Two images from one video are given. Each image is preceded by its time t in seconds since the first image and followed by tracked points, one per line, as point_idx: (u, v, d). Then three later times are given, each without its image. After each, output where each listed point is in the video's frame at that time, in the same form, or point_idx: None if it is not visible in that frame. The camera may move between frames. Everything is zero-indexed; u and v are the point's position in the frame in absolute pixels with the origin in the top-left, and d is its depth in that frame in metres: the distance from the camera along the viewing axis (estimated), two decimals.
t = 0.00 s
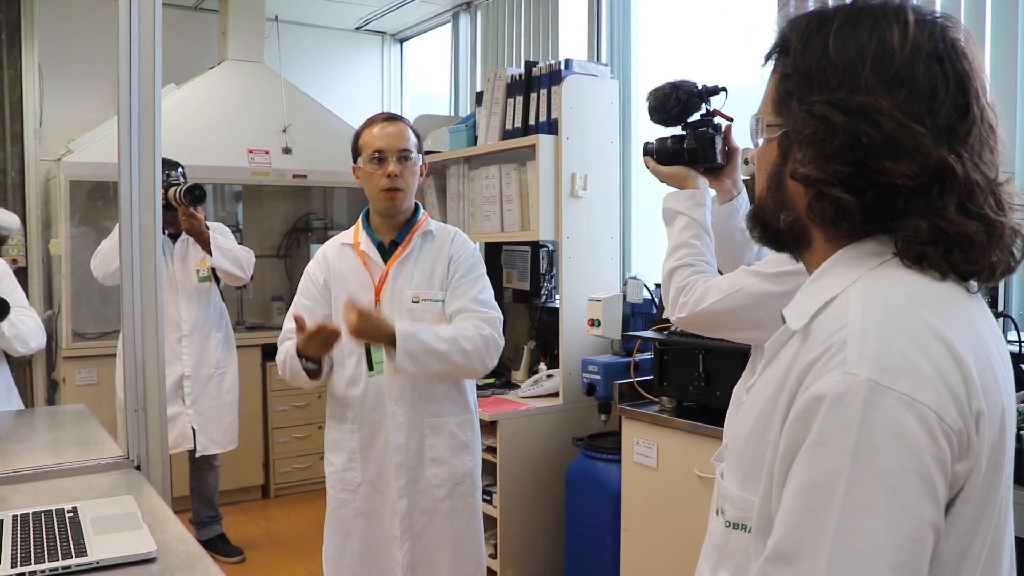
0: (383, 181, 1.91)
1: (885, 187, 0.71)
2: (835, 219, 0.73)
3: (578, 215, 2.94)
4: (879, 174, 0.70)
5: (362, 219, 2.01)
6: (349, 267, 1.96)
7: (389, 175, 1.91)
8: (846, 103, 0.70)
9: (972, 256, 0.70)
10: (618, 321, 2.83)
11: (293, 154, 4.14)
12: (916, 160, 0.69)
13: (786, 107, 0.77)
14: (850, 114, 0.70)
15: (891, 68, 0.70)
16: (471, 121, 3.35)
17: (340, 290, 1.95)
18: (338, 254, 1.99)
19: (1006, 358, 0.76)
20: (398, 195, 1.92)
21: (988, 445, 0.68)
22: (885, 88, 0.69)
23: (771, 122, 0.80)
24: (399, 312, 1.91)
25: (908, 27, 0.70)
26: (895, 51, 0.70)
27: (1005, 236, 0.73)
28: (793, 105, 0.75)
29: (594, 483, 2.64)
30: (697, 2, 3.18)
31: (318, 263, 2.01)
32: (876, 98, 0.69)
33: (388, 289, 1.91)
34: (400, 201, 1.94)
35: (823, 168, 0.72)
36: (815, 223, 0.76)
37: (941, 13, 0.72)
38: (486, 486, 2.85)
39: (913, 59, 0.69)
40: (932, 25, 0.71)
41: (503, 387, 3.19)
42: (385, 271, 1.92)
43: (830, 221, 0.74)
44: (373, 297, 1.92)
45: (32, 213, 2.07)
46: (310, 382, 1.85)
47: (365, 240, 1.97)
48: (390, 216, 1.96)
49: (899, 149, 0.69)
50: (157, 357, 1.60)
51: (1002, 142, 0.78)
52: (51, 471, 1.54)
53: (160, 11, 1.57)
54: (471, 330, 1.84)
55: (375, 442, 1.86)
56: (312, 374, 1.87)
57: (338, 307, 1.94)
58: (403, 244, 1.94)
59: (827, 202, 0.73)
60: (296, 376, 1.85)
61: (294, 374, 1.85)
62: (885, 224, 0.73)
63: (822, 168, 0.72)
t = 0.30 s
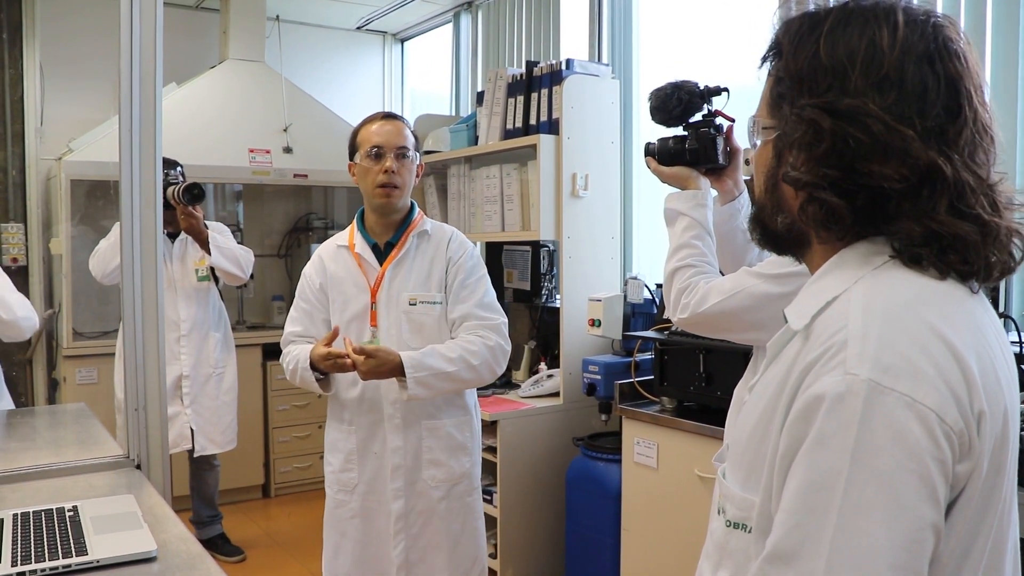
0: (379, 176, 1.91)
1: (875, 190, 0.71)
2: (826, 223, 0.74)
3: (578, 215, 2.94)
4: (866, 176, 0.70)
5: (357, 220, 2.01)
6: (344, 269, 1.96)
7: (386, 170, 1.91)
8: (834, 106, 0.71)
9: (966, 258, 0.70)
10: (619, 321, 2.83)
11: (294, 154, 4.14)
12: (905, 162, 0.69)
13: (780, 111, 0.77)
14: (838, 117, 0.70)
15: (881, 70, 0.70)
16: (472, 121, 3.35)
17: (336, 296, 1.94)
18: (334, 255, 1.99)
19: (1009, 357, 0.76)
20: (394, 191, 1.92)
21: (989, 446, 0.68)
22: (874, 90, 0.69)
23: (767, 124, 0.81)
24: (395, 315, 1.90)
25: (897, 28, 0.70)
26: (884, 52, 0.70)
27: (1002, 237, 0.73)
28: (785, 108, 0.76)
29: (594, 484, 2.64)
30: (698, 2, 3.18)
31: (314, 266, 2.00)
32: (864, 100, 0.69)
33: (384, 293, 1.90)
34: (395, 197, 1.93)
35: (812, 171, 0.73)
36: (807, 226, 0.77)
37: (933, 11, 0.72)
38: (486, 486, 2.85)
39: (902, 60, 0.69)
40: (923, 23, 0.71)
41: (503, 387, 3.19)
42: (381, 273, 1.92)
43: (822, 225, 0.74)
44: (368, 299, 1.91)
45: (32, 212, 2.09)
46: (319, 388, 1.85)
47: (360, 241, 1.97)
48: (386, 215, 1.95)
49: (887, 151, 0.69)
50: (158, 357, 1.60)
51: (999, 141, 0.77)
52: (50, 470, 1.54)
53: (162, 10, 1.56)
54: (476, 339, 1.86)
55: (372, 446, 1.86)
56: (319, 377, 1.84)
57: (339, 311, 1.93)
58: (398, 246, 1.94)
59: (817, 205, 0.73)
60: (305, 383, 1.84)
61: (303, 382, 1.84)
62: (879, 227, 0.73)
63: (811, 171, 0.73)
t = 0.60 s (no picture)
0: (381, 176, 1.91)
1: (868, 194, 0.71)
2: (819, 224, 0.74)
3: (579, 215, 2.94)
4: (858, 181, 0.71)
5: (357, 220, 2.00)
6: (344, 270, 1.95)
7: (388, 171, 1.90)
8: (829, 108, 0.71)
9: (964, 260, 0.70)
10: (620, 320, 2.83)
11: (294, 154, 4.14)
12: (899, 167, 0.69)
13: (778, 108, 0.77)
14: (831, 120, 0.71)
15: (877, 72, 0.69)
16: (472, 121, 3.35)
17: (337, 295, 1.94)
18: (334, 255, 1.98)
19: (1010, 353, 0.76)
20: (395, 191, 1.92)
21: (989, 444, 0.68)
22: (869, 92, 0.69)
23: (766, 119, 0.81)
24: (396, 315, 1.90)
25: (897, 27, 0.70)
26: (882, 52, 0.69)
27: (1000, 241, 0.73)
28: (782, 106, 0.76)
29: (595, 483, 2.64)
30: (698, 2, 3.18)
31: (314, 266, 1.99)
32: (858, 104, 0.69)
33: (385, 293, 1.90)
34: (396, 198, 1.93)
35: (806, 172, 0.73)
36: (801, 226, 0.77)
37: (935, 11, 0.71)
38: (487, 486, 2.85)
39: (900, 62, 0.69)
40: (924, 23, 0.70)
41: (504, 386, 3.19)
42: (382, 273, 1.92)
43: (815, 226, 0.75)
44: (369, 299, 1.91)
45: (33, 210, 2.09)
46: (322, 388, 1.84)
47: (360, 241, 1.97)
48: (386, 215, 1.95)
49: (880, 155, 0.69)
50: (159, 357, 1.60)
51: (1000, 143, 0.77)
52: (51, 471, 1.54)
53: (162, 11, 1.56)
54: (479, 340, 1.86)
55: (373, 446, 1.86)
56: (324, 374, 1.84)
57: (339, 311, 1.93)
58: (399, 246, 1.94)
59: (809, 207, 0.74)
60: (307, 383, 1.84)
61: (306, 383, 1.83)
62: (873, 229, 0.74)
63: (804, 173, 0.73)
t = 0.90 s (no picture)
0: (384, 176, 1.90)
1: (867, 189, 0.71)
2: (819, 218, 0.75)
3: (579, 215, 2.94)
4: (858, 175, 0.71)
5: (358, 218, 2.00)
6: (345, 270, 1.95)
7: (391, 170, 1.90)
8: (831, 102, 0.71)
9: (964, 259, 0.71)
10: (620, 320, 2.83)
11: (295, 153, 4.14)
12: (899, 162, 0.69)
13: (780, 102, 0.77)
14: (833, 113, 0.71)
15: (881, 67, 0.69)
16: (473, 121, 3.35)
17: (338, 295, 1.93)
18: (335, 255, 1.97)
19: (1012, 352, 0.76)
20: (398, 191, 1.92)
21: (996, 443, 0.68)
22: (872, 87, 0.69)
23: (768, 113, 0.81)
24: (398, 315, 1.90)
25: (901, 24, 0.70)
26: (886, 48, 0.69)
27: (1001, 239, 0.72)
28: (784, 100, 0.76)
29: (595, 484, 2.64)
30: (699, 2, 3.18)
31: (314, 265, 1.98)
32: (860, 98, 0.69)
33: (388, 293, 1.90)
34: (399, 198, 1.93)
35: (807, 165, 0.73)
36: (801, 220, 0.77)
37: (941, 9, 0.71)
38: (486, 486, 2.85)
39: (903, 58, 0.69)
40: (930, 21, 0.70)
41: (504, 386, 3.19)
42: (384, 273, 1.92)
43: (815, 219, 0.75)
44: (371, 299, 1.91)
45: (33, 210, 2.12)
46: (324, 387, 1.83)
47: (363, 241, 1.96)
48: (388, 215, 1.95)
49: (881, 150, 0.69)
50: (159, 357, 1.60)
51: (1002, 141, 0.76)
52: (51, 470, 1.54)
53: (162, 11, 1.56)
54: (481, 344, 1.87)
55: (372, 445, 1.86)
56: (324, 375, 1.82)
57: (340, 311, 1.93)
58: (401, 247, 1.94)
59: (809, 200, 0.74)
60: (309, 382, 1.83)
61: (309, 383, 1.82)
62: (873, 225, 0.74)
63: (805, 166, 0.73)
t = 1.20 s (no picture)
0: (385, 176, 1.90)
1: (847, 173, 0.71)
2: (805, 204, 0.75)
3: (578, 216, 2.94)
4: (835, 159, 0.71)
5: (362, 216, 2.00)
6: (347, 266, 1.95)
7: (392, 171, 1.90)
8: (812, 92, 0.72)
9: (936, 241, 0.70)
10: (619, 320, 2.83)
11: (294, 154, 4.14)
12: (874, 147, 0.69)
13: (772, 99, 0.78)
14: (813, 102, 0.72)
15: (861, 59, 0.70)
16: (472, 121, 3.35)
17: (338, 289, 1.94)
18: (337, 251, 1.97)
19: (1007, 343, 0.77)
20: (399, 192, 1.91)
21: (1000, 434, 0.68)
22: (852, 76, 0.70)
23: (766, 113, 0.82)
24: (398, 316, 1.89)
25: (880, 21, 0.70)
26: (865, 42, 0.70)
27: (979, 226, 0.71)
28: (773, 95, 0.77)
29: (593, 484, 2.63)
30: (699, 3, 3.18)
31: (315, 258, 1.98)
32: (839, 87, 0.70)
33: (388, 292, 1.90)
34: (400, 199, 1.92)
35: (795, 153, 0.74)
36: (794, 210, 0.78)
37: (925, 9, 0.71)
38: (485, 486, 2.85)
39: (881, 52, 0.69)
40: (911, 19, 0.70)
41: (503, 387, 3.18)
42: (386, 271, 1.92)
43: (802, 206, 0.76)
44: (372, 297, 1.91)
45: (32, 211, 2.13)
46: (333, 352, 1.83)
47: (365, 239, 1.96)
48: (391, 215, 1.95)
49: (857, 135, 0.69)
50: (157, 357, 1.60)
51: (994, 135, 0.74)
52: (48, 471, 1.54)
53: (162, 11, 1.56)
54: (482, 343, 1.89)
55: (368, 444, 1.85)
56: (335, 340, 1.84)
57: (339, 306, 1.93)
58: (403, 246, 1.94)
59: (797, 186, 0.75)
60: (315, 347, 1.82)
61: (315, 347, 1.82)
62: (853, 209, 0.74)
63: (793, 154, 0.74)
